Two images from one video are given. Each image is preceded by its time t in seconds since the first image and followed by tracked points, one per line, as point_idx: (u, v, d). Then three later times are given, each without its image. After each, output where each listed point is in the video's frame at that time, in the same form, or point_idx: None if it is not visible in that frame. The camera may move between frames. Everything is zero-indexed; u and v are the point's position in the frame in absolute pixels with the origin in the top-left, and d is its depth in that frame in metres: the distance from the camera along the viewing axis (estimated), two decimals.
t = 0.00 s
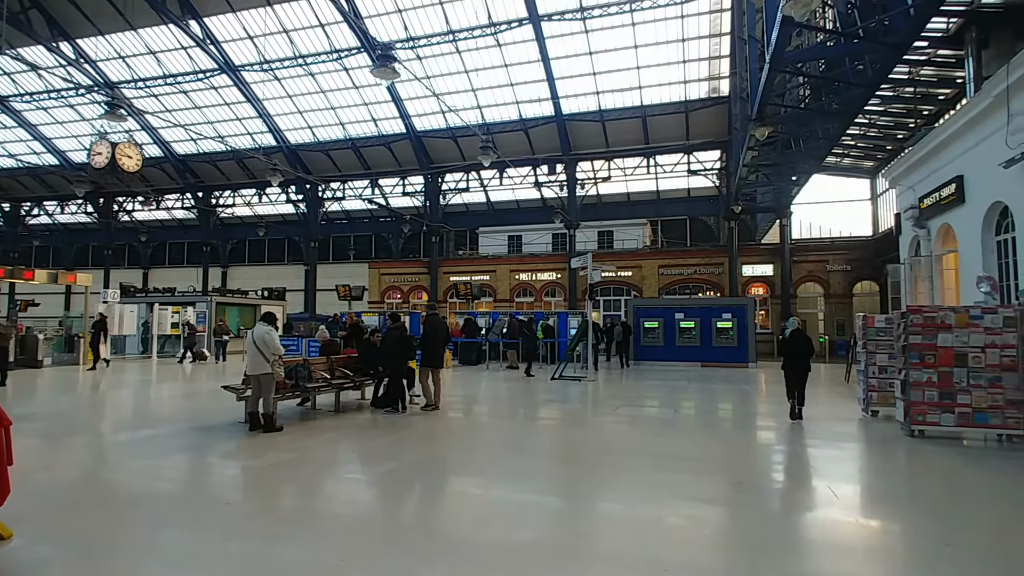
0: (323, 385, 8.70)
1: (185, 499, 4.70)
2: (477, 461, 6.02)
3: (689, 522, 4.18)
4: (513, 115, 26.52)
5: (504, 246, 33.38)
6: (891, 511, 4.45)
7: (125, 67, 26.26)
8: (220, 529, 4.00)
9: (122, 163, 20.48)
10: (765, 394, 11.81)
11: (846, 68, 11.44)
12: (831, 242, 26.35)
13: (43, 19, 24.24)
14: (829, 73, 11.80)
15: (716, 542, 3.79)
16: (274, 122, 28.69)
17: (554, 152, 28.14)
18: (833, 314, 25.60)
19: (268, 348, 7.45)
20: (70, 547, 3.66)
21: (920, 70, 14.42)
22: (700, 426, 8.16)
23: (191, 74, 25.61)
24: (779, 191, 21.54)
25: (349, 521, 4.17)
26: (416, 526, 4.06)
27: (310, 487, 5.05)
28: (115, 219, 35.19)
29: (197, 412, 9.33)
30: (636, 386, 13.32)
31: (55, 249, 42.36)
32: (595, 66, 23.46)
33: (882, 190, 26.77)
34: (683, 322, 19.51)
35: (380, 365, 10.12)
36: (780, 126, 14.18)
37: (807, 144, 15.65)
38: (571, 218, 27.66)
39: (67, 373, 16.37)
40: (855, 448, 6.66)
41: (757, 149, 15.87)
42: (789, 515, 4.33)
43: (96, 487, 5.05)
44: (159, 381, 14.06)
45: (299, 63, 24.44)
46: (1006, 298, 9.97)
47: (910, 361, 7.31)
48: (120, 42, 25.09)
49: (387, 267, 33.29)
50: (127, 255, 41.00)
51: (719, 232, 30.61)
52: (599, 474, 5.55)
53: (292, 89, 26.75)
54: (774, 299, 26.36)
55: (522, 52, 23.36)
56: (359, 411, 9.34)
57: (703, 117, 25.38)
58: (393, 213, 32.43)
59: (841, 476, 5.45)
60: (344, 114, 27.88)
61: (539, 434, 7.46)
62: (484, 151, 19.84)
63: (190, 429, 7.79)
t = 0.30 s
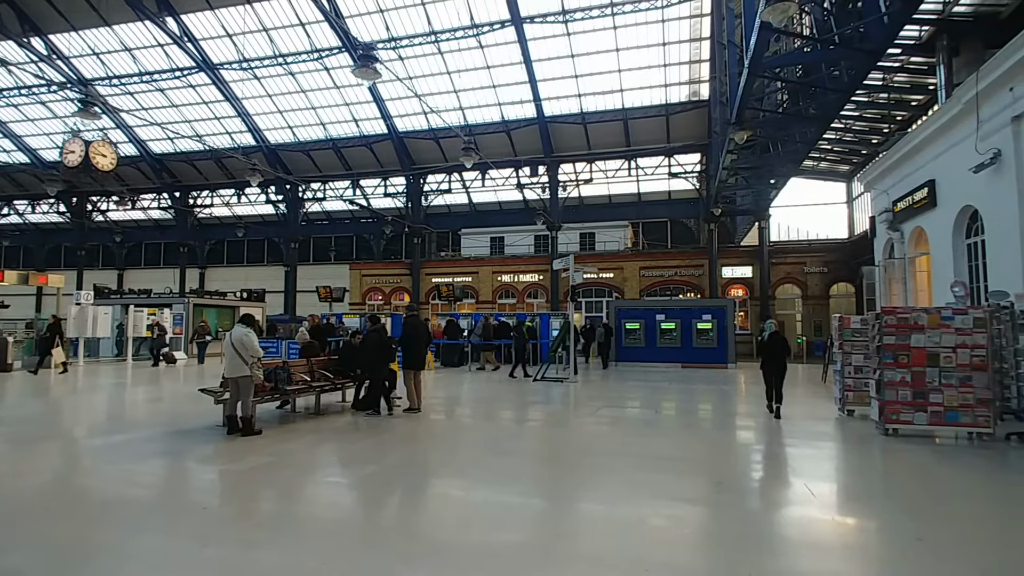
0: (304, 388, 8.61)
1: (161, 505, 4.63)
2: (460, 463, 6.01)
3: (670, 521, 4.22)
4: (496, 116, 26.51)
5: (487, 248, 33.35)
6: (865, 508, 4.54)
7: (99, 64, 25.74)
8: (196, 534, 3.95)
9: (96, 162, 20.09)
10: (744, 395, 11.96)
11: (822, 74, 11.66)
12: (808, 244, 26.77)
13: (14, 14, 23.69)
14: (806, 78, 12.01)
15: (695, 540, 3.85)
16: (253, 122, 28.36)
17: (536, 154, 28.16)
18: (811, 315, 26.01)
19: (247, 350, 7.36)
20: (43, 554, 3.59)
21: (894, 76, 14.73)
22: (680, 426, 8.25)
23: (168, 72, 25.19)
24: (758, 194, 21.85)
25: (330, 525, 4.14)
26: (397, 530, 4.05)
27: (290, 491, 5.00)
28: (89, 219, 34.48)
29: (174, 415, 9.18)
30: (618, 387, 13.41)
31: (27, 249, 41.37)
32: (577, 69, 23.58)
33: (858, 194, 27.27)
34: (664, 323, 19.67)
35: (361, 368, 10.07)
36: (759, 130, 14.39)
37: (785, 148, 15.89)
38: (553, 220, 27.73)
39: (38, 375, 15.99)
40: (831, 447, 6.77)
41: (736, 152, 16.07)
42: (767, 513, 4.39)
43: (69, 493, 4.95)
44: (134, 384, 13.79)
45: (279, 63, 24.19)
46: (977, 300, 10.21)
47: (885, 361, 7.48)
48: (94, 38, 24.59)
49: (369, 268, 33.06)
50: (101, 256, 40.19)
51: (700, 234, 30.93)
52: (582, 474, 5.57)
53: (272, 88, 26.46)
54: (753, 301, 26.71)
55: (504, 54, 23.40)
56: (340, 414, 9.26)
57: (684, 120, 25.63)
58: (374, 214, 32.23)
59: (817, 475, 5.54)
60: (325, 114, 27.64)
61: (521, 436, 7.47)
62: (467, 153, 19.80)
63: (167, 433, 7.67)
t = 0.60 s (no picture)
0: (283, 390, 8.51)
1: (136, 510, 4.55)
2: (441, 465, 6.00)
3: (650, 521, 4.26)
4: (478, 118, 26.49)
5: (468, 249, 33.29)
6: (841, 506, 4.63)
7: (71, 60, 25.20)
8: (172, 540, 3.89)
9: (69, 161, 19.66)
10: (723, 395, 12.10)
11: (799, 79, 11.87)
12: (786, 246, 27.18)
13: None
14: (783, 84, 12.21)
15: (676, 540, 3.89)
16: (231, 121, 28.00)
17: (518, 156, 28.18)
18: (788, 317, 26.42)
19: (224, 353, 7.27)
20: (13, 561, 3.52)
21: (868, 83, 15.04)
22: (660, 427, 8.32)
23: (143, 69, 24.76)
24: (736, 197, 22.15)
25: (310, 529, 4.10)
26: (378, 533, 4.03)
27: (269, 494, 4.95)
28: (60, 218, 33.69)
29: (149, 419, 9.01)
30: (599, 389, 13.46)
31: None
32: (559, 72, 23.71)
33: (833, 197, 27.76)
34: (645, 325, 19.81)
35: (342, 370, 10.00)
36: (738, 134, 14.60)
37: (763, 152, 16.14)
38: (535, 222, 27.78)
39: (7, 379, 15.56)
40: (808, 446, 6.90)
41: (715, 155, 16.28)
42: (746, 513, 4.45)
43: (39, 499, 4.84)
44: (108, 387, 13.51)
45: (258, 61, 23.94)
46: (947, 302, 10.48)
47: (860, 361, 7.63)
48: (67, 34, 24.09)
49: (349, 269, 32.81)
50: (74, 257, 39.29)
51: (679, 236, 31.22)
52: (562, 476, 5.60)
53: (251, 87, 26.17)
54: (732, 303, 27.06)
55: (486, 55, 23.44)
56: (319, 417, 9.17)
57: (664, 124, 25.90)
58: (355, 215, 32.01)
59: (794, 474, 5.63)
60: (305, 114, 27.39)
61: (502, 437, 7.48)
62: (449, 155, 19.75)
63: (141, 437, 7.53)
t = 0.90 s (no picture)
0: (262, 393, 8.40)
1: (110, 517, 4.47)
2: (423, 467, 5.98)
3: (631, 522, 4.29)
4: (461, 119, 26.45)
5: (451, 251, 33.21)
6: (818, 505, 4.71)
7: (44, 55, 24.67)
8: (147, 547, 3.82)
9: (41, 159, 19.23)
10: (703, 396, 12.23)
11: (778, 84, 12.04)
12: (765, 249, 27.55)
13: None
14: (763, 89, 12.39)
15: (657, 541, 3.91)
16: (210, 119, 27.61)
17: (501, 157, 28.17)
18: (767, 318, 26.78)
19: (202, 355, 7.15)
20: None
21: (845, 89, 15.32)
22: (642, 428, 8.38)
23: (119, 66, 24.32)
24: (717, 200, 22.42)
25: (289, 534, 4.06)
26: (359, 537, 4.00)
27: (247, 499, 4.88)
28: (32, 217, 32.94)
29: (124, 423, 8.84)
30: (581, 390, 13.51)
31: None
32: (542, 74, 23.78)
33: (811, 201, 28.20)
34: (627, 326, 19.93)
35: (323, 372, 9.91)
36: (719, 138, 14.77)
37: (742, 156, 16.35)
38: (518, 223, 27.80)
39: None
40: (786, 446, 7.00)
41: (696, 158, 16.45)
42: (726, 513, 4.50)
43: (9, 506, 4.72)
44: (81, 391, 13.22)
45: (238, 59, 23.66)
46: (921, 303, 10.70)
47: (836, 362, 7.76)
48: (40, 28, 23.58)
49: (330, 270, 32.52)
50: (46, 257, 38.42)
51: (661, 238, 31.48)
52: (544, 477, 5.61)
53: (231, 85, 25.85)
54: (712, 304, 27.35)
55: (470, 56, 23.44)
56: (299, 420, 9.07)
57: (646, 127, 26.10)
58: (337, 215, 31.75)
59: (772, 473, 5.72)
60: (286, 113, 27.13)
61: (484, 439, 7.48)
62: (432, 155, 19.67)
63: (115, 441, 7.38)
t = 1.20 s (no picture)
0: (242, 393, 8.30)
1: (86, 520, 4.38)
2: (407, 469, 5.95)
3: (614, 522, 4.31)
4: (445, 119, 26.38)
5: (435, 250, 33.11)
6: (798, 503, 4.77)
7: (18, 49, 24.16)
8: (124, 551, 3.75)
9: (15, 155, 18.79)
10: (686, 396, 12.33)
11: (760, 87, 12.12)
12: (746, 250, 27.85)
13: None
14: (745, 92, 12.54)
15: (639, 540, 3.93)
16: (190, 116, 27.21)
17: (485, 158, 28.12)
18: (748, 319, 27.08)
19: (182, 355, 7.05)
20: None
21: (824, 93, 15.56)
22: (625, 427, 8.42)
23: (96, 61, 23.88)
24: (700, 201, 22.63)
25: (270, 536, 4.02)
26: (341, 538, 3.97)
27: (227, 501, 4.82)
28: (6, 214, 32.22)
29: (100, 425, 8.68)
30: (565, 390, 13.54)
31: None
32: (526, 74, 23.82)
33: (792, 203, 28.58)
34: (610, 326, 20.03)
35: (305, 373, 9.82)
36: (701, 140, 14.92)
37: (724, 158, 16.53)
38: (502, 224, 27.77)
39: None
40: (766, 445, 7.10)
41: (679, 160, 16.60)
42: (709, 512, 4.53)
43: None
44: (55, 392, 12.93)
45: (219, 56, 23.35)
46: (897, 304, 10.89)
47: (816, 362, 7.87)
48: (14, 21, 23.09)
49: (313, 270, 32.24)
50: (21, 255, 37.61)
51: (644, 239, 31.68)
52: (528, 477, 5.61)
53: (211, 82, 25.52)
54: (694, 305, 27.59)
55: (454, 56, 23.39)
56: (281, 421, 8.98)
57: (630, 129, 26.23)
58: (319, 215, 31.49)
59: (753, 472, 5.78)
60: (268, 110, 26.87)
61: (468, 440, 7.46)
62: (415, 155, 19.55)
63: (91, 444, 7.25)
